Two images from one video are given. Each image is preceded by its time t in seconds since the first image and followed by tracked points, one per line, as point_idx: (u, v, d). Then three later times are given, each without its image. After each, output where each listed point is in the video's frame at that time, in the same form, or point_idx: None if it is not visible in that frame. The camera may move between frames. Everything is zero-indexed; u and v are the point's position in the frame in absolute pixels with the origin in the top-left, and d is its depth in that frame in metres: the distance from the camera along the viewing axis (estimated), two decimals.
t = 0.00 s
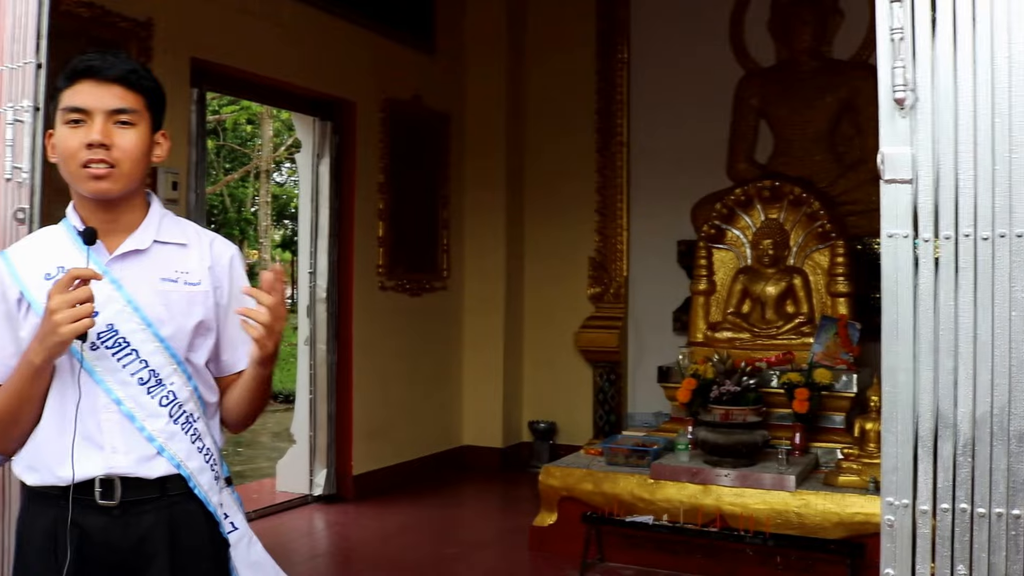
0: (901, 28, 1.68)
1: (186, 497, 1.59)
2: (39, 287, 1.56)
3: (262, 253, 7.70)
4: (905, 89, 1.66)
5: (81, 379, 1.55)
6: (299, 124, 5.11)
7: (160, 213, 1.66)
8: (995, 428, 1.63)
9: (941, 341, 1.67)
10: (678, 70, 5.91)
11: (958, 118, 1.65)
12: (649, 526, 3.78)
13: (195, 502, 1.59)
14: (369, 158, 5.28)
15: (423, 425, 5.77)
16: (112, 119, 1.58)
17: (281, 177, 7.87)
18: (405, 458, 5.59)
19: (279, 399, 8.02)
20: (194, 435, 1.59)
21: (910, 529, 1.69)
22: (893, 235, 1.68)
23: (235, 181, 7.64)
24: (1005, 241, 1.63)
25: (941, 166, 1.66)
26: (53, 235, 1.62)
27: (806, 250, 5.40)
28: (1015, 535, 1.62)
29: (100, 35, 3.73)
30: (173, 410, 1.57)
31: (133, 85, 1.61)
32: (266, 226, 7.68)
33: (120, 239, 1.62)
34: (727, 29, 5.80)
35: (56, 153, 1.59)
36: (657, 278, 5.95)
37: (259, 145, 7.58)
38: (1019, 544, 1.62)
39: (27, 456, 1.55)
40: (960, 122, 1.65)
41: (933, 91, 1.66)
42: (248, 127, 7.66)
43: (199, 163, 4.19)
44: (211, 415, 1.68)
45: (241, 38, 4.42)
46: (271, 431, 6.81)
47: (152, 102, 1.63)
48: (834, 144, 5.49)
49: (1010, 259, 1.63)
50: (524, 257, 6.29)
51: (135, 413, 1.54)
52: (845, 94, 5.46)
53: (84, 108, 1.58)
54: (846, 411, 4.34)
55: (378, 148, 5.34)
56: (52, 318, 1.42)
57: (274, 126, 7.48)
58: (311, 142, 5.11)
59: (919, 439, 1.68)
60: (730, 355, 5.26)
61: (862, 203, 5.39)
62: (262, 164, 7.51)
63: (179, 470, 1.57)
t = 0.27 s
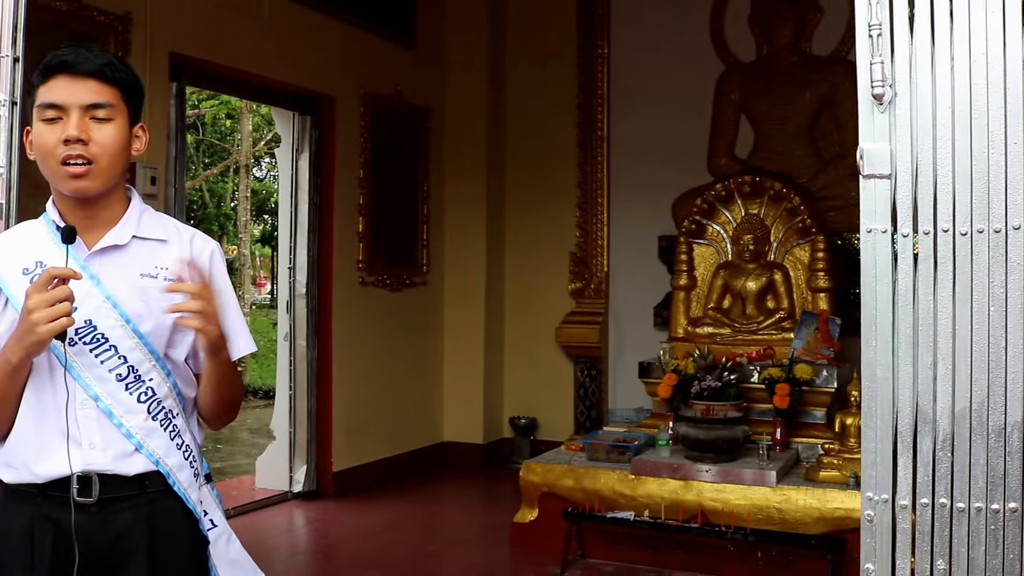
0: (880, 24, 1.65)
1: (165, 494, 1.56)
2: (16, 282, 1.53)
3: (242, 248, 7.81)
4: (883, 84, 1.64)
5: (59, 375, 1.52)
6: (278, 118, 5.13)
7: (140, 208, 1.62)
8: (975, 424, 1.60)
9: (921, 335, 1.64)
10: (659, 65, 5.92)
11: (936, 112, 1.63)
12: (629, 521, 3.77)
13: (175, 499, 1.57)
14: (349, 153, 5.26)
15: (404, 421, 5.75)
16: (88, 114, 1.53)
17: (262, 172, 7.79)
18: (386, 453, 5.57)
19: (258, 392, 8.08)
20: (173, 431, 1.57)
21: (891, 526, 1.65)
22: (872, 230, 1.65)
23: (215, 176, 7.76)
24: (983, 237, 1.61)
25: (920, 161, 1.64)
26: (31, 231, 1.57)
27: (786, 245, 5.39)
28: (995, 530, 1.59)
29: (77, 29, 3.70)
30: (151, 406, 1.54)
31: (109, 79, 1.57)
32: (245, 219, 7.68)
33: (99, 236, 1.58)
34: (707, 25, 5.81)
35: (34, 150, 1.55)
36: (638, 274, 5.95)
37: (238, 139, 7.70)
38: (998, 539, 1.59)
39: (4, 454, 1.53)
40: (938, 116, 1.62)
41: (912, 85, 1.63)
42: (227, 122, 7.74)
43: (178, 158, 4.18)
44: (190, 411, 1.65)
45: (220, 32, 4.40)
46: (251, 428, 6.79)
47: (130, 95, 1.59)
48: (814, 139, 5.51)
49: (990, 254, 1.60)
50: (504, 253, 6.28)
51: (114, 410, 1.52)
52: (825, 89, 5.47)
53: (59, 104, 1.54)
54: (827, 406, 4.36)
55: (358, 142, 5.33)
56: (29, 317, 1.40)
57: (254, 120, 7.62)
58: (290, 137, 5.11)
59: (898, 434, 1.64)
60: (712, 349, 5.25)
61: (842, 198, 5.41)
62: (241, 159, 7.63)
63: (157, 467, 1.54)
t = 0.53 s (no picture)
0: (867, 17, 1.68)
1: (151, 489, 1.50)
2: None
3: (226, 239, 8.03)
4: (870, 76, 1.66)
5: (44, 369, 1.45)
6: (266, 110, 5.11)
7: (124, 202, 1.56)
8: (962, 416, 1.63)
9: (908, 328, 1.66)
10: (646, 58, 5.91)
11: (923, 106, 1.65)
12: (617, 515, 3.77)
13: (161, 494, 1.50)
14: (335, 144, 5.23)
15: (391, 415, 5.73)
16: (72, 106, 1.46)
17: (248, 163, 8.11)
18: (373, 447, 5.55)
19: (243, 386, 8.19)
20: (158, 426, 1.51)
21: (878, 518, 1.67)
22: (859, 223, 1.67)
23: (201, 168, 7.95)
24: (970, 230, 1.64)
25: (906, 153, 1.66)
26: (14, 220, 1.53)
27: (775, 237, 5.39)
28: (982, 522, 1.62)
29: (60, 20, 3.67)
30: (135, 402, 1.49)
31: (94, 70, 1.50)
32: (230, 211, 7.66)
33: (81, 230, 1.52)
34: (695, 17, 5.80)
35: (18, 141, 1.48)
36: (627, 267, 5.94)
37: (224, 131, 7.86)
38: (985, 532, 1.62)
39: None
40: (925, 110, 1.65)
41: (898, 78, 1.66)
42: (212, 113, 7.88)
43: (164, 150, 4.15)
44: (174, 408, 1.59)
45: (205, 23, 4.36)
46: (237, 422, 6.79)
47: (114, 87, 1.52)
48: (803, 131, 5.51)
49: (975, 248, 1.63)
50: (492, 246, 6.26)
51: (98, 405, 1.46)
52: (814, 81, 5.47)
53: (41, 94, 1.47)
54: (815, 399, 4.36)
55: (345, 134, 5.31)
56: (20, 299, 1.33)
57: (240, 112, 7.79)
58: (277, 129, 5.09)
59: (886, 427, 1.66)
60: (699, 342, 5.22)
61: (830, 190, 5.43)
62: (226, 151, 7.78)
63: (144, 461, 1.48)
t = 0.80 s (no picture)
0: (873, 6, 1.69)
1: (138, 493, 1.41)
2: None
3: (214, 234, 8.00)
4: (877, 67, 1.67)
5: (22, 369, 1.36)
6: (256, 101, 4.99)
7: (109, 194, 1.46)
8: (970, 416, 1.65)
9: (915, 327, 1.67)
10: (647, 49, 5.81)
11: (930, 97, 1.66)
12: (620, 519, 3.65)
13: (148, 498, 1.42)
14: (328, 135, 5.12)
15: (385, 413, 5.61)
16: (51, 99, 1.37)
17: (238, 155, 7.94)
18: (368, 447, 5.43)
19: (232, 386, 8.11)
20: (146, 427, 1.42)
21: (887, 520, 1.69)
22: (867, 217, 1.67)
23: (188, 161, 7.90)
24: (979, 224, 1.64)
25: (914, 147, 1.67)
26: None
27: (779, 232, 5.26)
28: (992, 524, 1.64)
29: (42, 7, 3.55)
30: (121, 401, 1.39)
31: (75, 60, 1.41)
32: (218, 205, 7.57)
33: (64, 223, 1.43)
34: (698, 8, 5.70)
35: None
36: (626, 263, 5.84)
37: (211, 123, 7.78)
38: (996, 534, 1.64)
39: None
40: (931, 103, 1.66)
41: (903, 70, 1.67)
42: (200, 104, 7.76)
43: (149, 142, 4.03)
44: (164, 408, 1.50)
45: (194, 11, 4.25)
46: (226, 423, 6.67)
47: (98, 76, 1.43)
48: (808, 123, 5.42)
49: (984, 243, 1.64)
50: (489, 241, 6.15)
51: (81, 406, 1.36)
52: (819, 72, 5.38)
53: (18, 87, 1.37)
54: (822, 399, 4.26)
55: (339, 126, 5.19)
56: None
57: (229, 103, 7.72)
58: (267, 120, 4.97)
59: (894, 426, 1.68)
60: (703, 340, 5.14)
61: (838, 184, 5.34)
62: (213, 143, 7.66)
63: (130, 464, 1.39)
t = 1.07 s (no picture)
0: None
1: (103, 510, 1.32)
2: None
3: (185, 232, 7.76)
4: (890, 56, 1.49)
5: None
6: (229, 89, 4.76)
7: (74, 191, 1.37)
8: (988, 426, 1.45)
9: (929, 332, 1.48)
10: (645, 36, 5.60)
11: (946, 88, 1.47)
12: (620, 536, 3.43)
13: (115, 515, 1.33)
14: (307, 128, 4.89)
15: (370, 422, 5.40)
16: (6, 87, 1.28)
17: (210, 148, 7.79)
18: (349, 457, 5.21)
19: (207, 393, 7.89)
20: (113, 439, 1.33)
21: (899, 536, 1.49)
22: (879, 215, 1.48)
23: (158, 154, 7.72)
24: (998, 223, 1.45)
25: (928, 139, 1.48)
26: None
27: (787, 231, 5.06)
28: (1010, 540, 1.44)
29: None
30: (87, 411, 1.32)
31: (32, 45, 1.32)
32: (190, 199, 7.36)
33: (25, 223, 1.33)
34: None
35: None
36: (623, 264, 5.62)
37: (184, 113, 7.60)
38: (1015, 550, 1.44)
39: None
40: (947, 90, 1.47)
41: (917, 56, 1.49)
42: (172, 93, 7.55)
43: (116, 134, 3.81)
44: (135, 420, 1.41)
45: None
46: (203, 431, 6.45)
47: (58, 63, 1.33)
48: (818, 116, 5.21)
49: (1004, 242, 1.45)
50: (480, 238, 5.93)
51: (43, 416, 1.28)
52: (830, 61, 5.17)
53: None
54: (832, 407, 4.05)
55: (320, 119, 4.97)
56: None
57: (202, 91, 7.53)
58: (243, 111, 4.74)
59: (906, 437, 1.48)
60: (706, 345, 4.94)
61: (850, 179, 5.12)
62: (187, 135, 7.44)
63: (96, 478, 1.30)
